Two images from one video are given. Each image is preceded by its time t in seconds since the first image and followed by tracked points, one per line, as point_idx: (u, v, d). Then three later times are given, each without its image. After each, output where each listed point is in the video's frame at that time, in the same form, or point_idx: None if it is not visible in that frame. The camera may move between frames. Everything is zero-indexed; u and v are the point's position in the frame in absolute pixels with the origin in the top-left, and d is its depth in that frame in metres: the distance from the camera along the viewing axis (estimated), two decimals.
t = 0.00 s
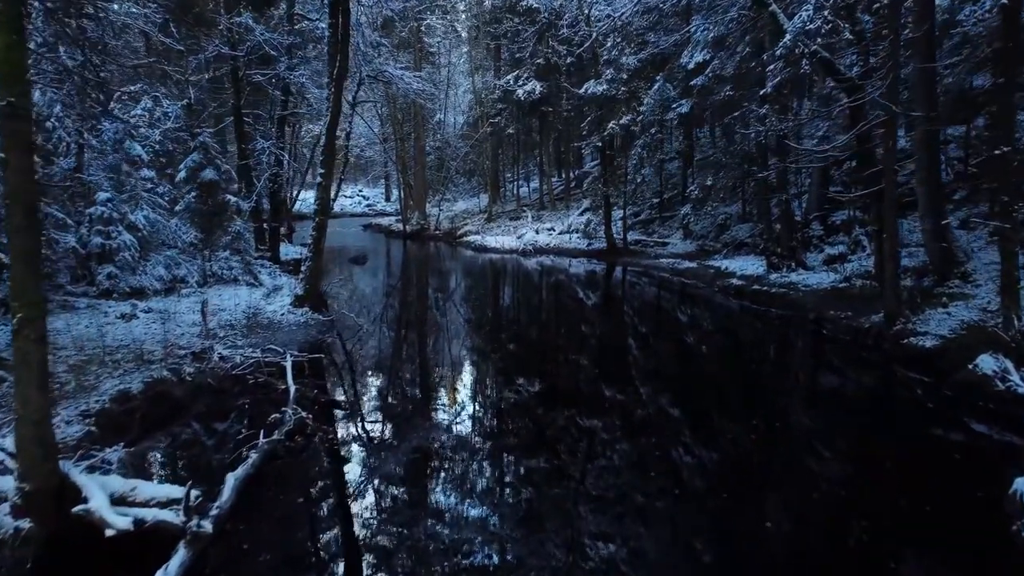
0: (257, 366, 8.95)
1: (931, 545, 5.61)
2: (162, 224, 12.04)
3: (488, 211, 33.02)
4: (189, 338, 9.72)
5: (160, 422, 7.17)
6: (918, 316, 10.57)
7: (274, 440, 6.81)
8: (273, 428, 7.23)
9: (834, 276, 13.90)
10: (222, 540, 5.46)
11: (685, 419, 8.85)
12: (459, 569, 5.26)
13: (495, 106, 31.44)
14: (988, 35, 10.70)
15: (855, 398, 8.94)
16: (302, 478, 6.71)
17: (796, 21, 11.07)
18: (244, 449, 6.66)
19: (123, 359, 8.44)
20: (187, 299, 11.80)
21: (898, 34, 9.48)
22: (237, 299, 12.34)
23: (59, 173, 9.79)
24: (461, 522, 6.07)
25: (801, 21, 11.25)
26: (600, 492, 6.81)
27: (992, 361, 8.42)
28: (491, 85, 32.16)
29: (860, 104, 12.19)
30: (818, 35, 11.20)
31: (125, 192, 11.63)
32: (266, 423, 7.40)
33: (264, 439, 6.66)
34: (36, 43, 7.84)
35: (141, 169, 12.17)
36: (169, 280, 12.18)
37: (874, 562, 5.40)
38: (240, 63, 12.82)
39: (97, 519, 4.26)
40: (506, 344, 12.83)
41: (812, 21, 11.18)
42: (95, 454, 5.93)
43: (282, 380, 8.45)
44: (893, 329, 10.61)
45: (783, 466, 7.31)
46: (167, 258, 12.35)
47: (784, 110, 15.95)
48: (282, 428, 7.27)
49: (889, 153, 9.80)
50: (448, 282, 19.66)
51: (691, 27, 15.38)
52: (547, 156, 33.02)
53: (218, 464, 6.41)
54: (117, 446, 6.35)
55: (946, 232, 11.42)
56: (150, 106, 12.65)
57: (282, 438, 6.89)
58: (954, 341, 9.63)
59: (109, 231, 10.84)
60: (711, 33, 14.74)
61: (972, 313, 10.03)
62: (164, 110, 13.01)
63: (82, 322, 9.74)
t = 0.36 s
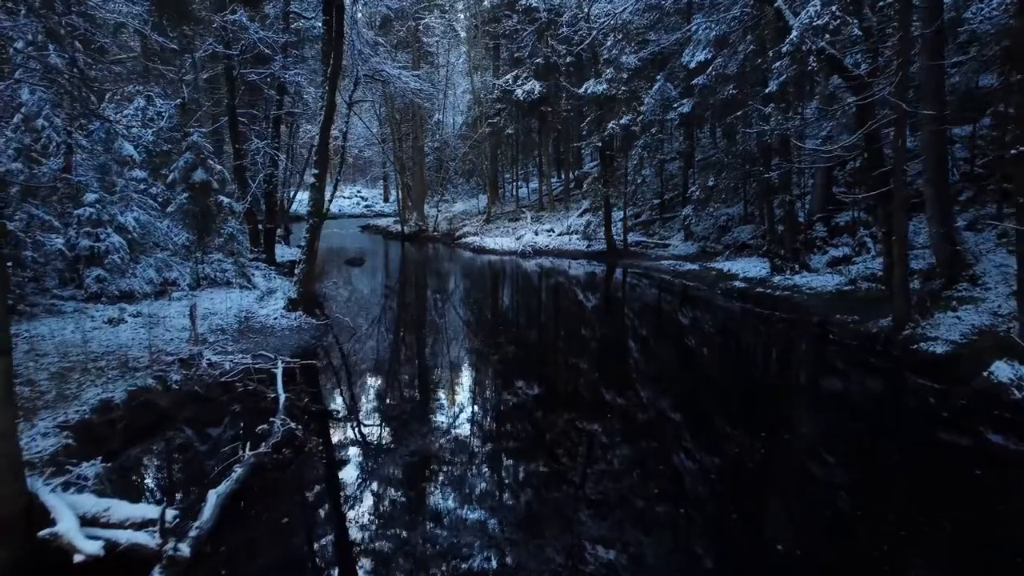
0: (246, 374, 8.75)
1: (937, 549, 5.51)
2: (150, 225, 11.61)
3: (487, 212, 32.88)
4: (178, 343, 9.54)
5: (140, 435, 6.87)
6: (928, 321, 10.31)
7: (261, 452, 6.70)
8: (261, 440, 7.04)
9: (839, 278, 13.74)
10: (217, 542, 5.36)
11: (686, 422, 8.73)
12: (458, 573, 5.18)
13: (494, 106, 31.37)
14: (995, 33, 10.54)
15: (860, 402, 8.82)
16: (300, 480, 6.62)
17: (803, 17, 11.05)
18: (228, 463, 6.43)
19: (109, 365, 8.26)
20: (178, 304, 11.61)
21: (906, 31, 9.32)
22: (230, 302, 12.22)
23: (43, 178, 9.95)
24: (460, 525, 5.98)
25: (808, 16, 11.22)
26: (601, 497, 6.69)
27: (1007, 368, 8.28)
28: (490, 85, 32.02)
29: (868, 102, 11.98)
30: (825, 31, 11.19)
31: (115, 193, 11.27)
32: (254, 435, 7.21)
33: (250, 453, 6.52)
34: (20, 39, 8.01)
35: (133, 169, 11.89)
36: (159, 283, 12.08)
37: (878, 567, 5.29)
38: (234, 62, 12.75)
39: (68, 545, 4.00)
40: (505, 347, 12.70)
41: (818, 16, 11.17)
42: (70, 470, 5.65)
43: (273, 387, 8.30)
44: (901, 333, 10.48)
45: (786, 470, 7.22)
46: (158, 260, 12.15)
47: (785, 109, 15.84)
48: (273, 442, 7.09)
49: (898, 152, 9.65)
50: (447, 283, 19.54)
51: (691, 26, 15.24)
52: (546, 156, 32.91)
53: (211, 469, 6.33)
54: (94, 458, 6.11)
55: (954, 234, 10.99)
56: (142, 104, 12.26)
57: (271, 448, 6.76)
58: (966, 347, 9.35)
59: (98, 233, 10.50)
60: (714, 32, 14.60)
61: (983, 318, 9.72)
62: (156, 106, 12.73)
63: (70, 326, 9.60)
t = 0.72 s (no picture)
0: (235, 382, 8.54)
1: (944, 554, 5.40)
2: (141, 227, 11.39)
3: (486, 213, 32.76)
4: (166, 349, 9.29)
5: (121, 444, 6.61)
6: (937, 325, 10.15)
7: (246, 465, 6.45)
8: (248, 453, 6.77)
9: (844, 280, 13.57)
10: (207, 549, 5.22)
11: (687, 426, 8.60)
12: None
13: (493, 106, 31.25)
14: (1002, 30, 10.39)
15: (865, 406, 8.69)
16: (295, 485, 6.50)
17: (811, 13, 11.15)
18: (208, 480, 6.10)
19: (93, 372, 8.06)
20: (168, 306, 11.36)
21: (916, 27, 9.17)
22: (222, 305, 12.03)
23: (32, 179, 9.87)
24: (459, 529, 5.88)
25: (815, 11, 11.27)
26: (601, 500, 6.57)
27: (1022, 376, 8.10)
28: (490, 85, 31.91)
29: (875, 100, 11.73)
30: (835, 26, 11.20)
31: (104, 193, 11.09)
32: (240, 447, 6.92)
33: (234, 467, 6.25)
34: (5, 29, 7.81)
35: (125, 170, 11.78)
36: (149, 285, 11.84)
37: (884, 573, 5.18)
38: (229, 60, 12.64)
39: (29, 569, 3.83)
40: (504, 349, 12.55)
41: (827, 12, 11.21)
42: (43, 487, 5.36)
43: (262, 395, 8.07)
44: (911, 338, 10.21)
45: (791, 474, 7.10)
46: (147, 262, 11.87)
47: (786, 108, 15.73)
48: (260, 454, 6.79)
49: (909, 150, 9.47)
50: (446, 285, 19.41)
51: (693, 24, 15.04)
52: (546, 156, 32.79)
53: (205, 474, 6.23)
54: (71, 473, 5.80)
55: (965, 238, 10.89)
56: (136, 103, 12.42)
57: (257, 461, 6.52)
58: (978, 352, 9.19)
59: (86, 234, 10.19)
60: (716, 31, 14.46)
61: (994, 322, 9.57)
62: (151, 106, 12.81)
63: (55, 331, 9.39)
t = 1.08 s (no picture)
0: (222, 389, 8.17)
1: (953, 560, 5.29)
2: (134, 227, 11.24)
3: (485, 213, 32.64)
4: (153, 354, 8.98)
5: (99, 457, 6.34)
6: (948, 329, 9.87)
7: (231, 480, 6.06)
8: (233, 467, 6.35)
9: (849, 282, 13.37)
10: (208, 554, 5.12)
11: (689, 430, 8.46)
12: None
13: (492, 105, 31.11)
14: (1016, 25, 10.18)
15: (870, 410, 8.56)
16: (291, 488, 6.38)
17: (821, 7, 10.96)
18: (190, 496, 5.83)
19: (73, 380, 7.74)
20: (157, 310, 11.03)
21: (924, 21, 8.98)
22: (215, 308, 11.71)
23: (18, 179, 9.71)
24: (458, 532, 5.79)
25: (823, 6, 11.14)
26: (601, 505, 6.45)
27: None
28: (489, 84, 31.75)
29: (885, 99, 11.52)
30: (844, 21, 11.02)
31: (93, 194, 10.82)
32: (224, 461, 6.51)
33: (217, 483, 5.87)
34: None
35: (117, 170, 11.60)
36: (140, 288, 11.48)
37: None
38: (223, 58, 12.57)
39: None
40: (503, 351, 12.41)
41: (836, 6, 11.04)
42: (13, 505, 5.11)
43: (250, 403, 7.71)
44: (921, 343, 9.92)
45: (796, 479, 6.98)
46: (138, 264, 11.49)
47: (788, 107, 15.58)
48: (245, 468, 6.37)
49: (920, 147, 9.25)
50: (445, 286, 19.25)
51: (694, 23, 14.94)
52: (545, 156, 32.63)
53: (199, 478, 6.13)
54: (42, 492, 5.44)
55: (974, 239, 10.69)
56: (128, 102, 12.41)
57: (242, 476, 6.14)
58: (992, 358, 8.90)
59: (73, 237, 10.08)
60: (717, 28, 14.29)
61: (1007, 326, 9.31)
62: (144, 106, 12.75)
63: (37, 337, 9.08)
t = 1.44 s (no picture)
0: (210, 397, 7.95)
1: (958, 566, 5.20)
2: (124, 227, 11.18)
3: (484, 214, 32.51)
4: (140, 361, 8.78)
5: (80, 469, 6.17)
6: (959, 333, 9.64)
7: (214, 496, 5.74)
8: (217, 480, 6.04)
9: (855, 284, 13.18)
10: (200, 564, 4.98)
11: (690, 433, 8.36)
12: None
13: (491, 105, 30.95)
14: None
15: (874, 414, 8.46)
16: (287, 490, 6.32)
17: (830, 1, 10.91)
18: (170, 514, 5.54)
19: (56, 388, 7.60)
20: (146, 314, 10.83)
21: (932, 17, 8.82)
22: (207, 311, 11.56)
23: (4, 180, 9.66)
24: (458, 535, 5.71)
25: None
26: (601, 508, 6.35)
27: None
28: (488, 83, 31.63)
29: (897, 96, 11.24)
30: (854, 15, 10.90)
31: (82, 193, 10.59)
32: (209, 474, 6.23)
33: (199, 498, 5.59)
34: None
35: (109, 170, 11.44)
36: (130, 290, 11.23)
37: None
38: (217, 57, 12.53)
39: None
40: (502, 353, 12.29)
41: None
42: None
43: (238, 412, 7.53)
44: (931, 348, 9.64)
45: (799, 483, 6.89)
46: (128, 266, 11.29)
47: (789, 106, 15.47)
48: (229, 483, 6.04)
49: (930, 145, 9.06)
50: (444, 287, 19.10)
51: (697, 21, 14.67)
52: (545, 156, 32.47)
53: (192, 483, 6.06)
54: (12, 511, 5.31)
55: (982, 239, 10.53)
56: (121, 101, 12.18)
57: (226, 489, 5.81)
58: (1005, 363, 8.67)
59: (62, 238, 9.80)
60: (720, 26, 14.05)
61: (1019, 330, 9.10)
62: (138, 105, 12.61)
63: (21, 342, 8.94)
